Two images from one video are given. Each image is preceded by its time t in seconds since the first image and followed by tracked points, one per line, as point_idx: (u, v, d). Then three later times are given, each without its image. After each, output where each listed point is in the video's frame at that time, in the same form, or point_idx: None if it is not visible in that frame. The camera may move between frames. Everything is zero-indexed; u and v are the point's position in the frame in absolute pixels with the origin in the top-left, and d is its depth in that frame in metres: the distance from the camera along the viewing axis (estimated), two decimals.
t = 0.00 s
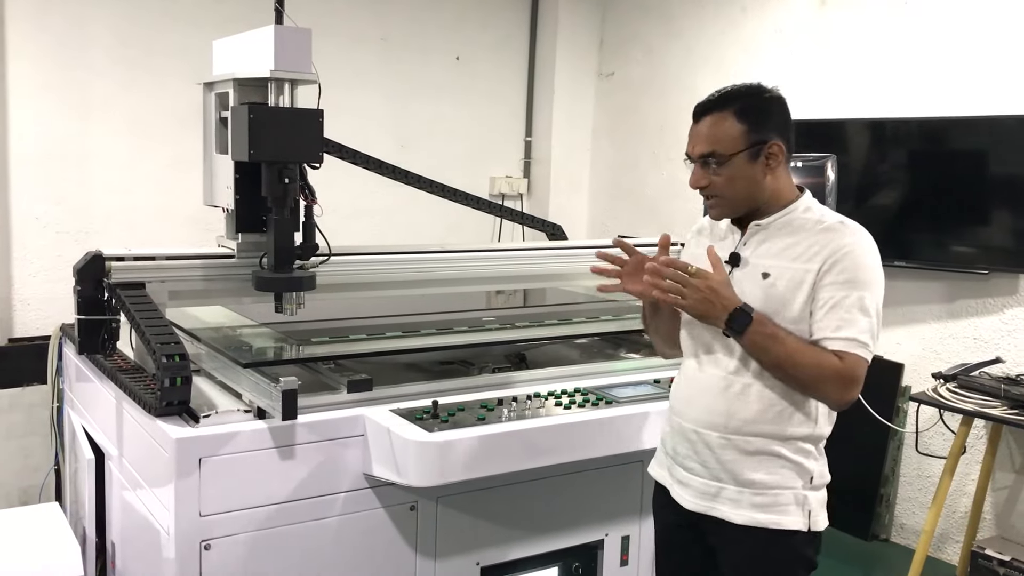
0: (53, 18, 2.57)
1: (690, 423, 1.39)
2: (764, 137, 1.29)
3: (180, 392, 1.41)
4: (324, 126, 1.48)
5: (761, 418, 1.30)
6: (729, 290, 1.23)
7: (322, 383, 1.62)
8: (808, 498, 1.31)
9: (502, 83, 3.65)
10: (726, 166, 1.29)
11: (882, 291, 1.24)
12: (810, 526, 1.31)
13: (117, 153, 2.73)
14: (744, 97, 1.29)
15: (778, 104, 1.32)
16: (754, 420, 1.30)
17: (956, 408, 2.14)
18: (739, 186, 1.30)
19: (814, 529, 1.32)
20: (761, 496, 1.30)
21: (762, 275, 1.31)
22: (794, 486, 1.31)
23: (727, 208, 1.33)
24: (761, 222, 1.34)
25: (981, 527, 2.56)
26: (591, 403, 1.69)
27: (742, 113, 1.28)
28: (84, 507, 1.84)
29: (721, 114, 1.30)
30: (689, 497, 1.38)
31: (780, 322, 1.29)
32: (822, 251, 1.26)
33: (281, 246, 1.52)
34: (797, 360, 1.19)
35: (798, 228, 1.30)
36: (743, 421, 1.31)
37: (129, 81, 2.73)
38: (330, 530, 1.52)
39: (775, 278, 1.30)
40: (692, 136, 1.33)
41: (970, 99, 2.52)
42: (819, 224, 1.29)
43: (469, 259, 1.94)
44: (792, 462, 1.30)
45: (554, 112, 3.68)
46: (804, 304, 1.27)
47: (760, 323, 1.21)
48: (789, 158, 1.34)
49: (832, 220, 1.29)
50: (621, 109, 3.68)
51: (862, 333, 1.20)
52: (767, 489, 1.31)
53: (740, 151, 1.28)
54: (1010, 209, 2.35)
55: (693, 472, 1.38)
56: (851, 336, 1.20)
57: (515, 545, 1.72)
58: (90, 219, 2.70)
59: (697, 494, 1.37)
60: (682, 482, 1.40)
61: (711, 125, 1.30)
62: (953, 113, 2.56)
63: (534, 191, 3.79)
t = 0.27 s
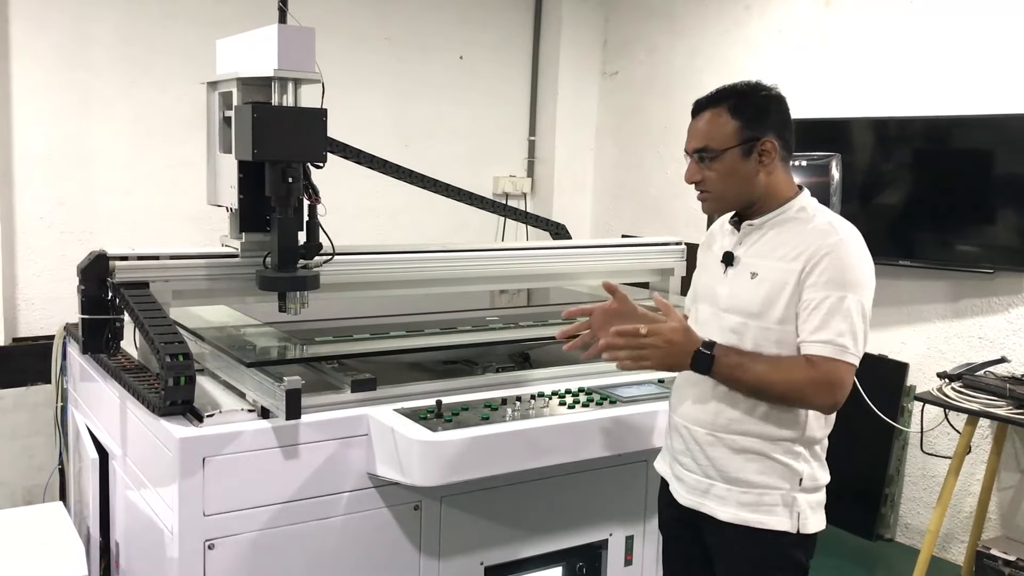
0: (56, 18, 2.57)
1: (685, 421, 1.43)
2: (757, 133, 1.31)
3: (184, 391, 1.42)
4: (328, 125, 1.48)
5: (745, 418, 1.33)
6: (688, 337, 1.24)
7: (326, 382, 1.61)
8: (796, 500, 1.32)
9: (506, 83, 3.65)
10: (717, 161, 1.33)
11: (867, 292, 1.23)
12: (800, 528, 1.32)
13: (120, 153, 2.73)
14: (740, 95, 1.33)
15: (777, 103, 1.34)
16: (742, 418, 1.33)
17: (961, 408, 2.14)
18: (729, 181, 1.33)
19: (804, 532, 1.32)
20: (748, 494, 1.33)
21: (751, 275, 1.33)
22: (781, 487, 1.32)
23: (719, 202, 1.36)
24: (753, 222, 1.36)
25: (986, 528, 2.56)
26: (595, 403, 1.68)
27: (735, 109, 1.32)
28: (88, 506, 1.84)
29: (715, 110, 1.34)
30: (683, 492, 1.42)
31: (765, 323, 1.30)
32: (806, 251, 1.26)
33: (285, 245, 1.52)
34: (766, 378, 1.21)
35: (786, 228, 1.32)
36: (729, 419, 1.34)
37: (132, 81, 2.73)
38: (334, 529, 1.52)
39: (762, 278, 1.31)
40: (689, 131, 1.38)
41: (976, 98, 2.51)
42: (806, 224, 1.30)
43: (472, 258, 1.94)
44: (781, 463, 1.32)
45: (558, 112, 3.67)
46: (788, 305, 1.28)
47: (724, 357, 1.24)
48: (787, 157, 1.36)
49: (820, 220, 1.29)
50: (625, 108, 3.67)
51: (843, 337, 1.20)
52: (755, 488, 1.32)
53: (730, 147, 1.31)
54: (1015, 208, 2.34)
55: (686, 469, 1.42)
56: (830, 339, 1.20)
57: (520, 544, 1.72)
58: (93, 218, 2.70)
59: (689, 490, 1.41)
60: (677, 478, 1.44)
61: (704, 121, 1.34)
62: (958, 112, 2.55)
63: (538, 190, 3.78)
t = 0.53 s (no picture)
0: (61, 18, 2.57)
1: (682, 419, 1.43)
2: (758, 129, 1.31)
3: (189, 391, 1.42)
4: (333, 124, 1.47)
5: (739, 416, 1.32)
6: (684, 326, 1.26)
7: (329, 382, 1.61)
8: (791, 501, 1.31)
9: (510, 83, 3.64)
10: (716, 153, 1.33)
11: (860, 292, 1.22)
12: (794, 530, 1.32)
13: (125, 153, 2.74)
14: (742, 90, 1.32)
15: (780, 100, 1.33)
16: (736, 418, 1.33)
17: (967, 408, 2.13)
18: (727, 175, 1.33)
19: (800, 534, 1.32)
20: (741, 495, 1.33)
21: (745, 272, 1.34)
22: (775, 489, 1.31)
23: (716, 195, 1.36)
24: (749, 219, 1.37)
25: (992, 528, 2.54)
26: (599, 403, 1.68)
27: (737, 104, 1.31)
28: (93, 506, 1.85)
29: (717, 104, 1.33)
30: (680, 491, 1.42)
31: (757, 320, 1.30)
32: (798, 250, 1.26)
33: (289, 245, 1.51)
34: (757, 371, 1.21)
35: (780, 227, 1.32)
36: (723, 418, 1.34)
37: (137, 81, 2.73)
38: (338, 530, 1.52)
39: (756, 276, 1.32)
40: (691, 124, 1.38)
41: (981, 97, 2.50)
42: (800, 223, 1.29)
43: (477, 258, 1.93)
44: (775, 464, 1.31)
45: (562, 112, 3.67)
46: (781, 303, 1.28)
47: (719, 348, 1.24)
48: (787, 155, 1.35)
49: (816, 219, 1.29)
50: (630, 108, 3.66)
51: (833, 336, 1.19)
52: (748, 488, 1.32)
53: (730, 140, 1.31)
54: (1021, 208, 2.33)
55: (683, 468, 1.42)
56: (821, 338, 1.19)
57: (524, 545, 1.71)
58: (98, 218, 2.71)
59: (685, 489, 1.41)
60: (675, 477, 1.45)
61: (707, 114, 1.34)
62: (963, 111, 2.54)
63: (542, 190, 3.78)
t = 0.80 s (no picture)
0: (67, 19, 2.58)
1: (680, 417, 1.43)
2: (768, 125, 1.30)
3: (193, 391, 1.41)
4: (338, 124, 1.47)
5: (737, 416, 1.32)
6: (691, 307, 1.25)
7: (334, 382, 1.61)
8: (788, 503, 1.31)
9: (515, 83, 3.64)
10: (725, 146, 1.31)
11: (857, 290, 1.21)
12: (791, 531, 1.31)
13: (131, 153, 2.74)
14: (753, 86, 1.32)
15: (788, 100, 1.33)
16: (733, 418, 1.32)
17: (974, 409, 2.12)
18: (734, 170, 1.32)
19: (796, 535, 1.31)
20: (738, 495, 1.32)
21: (743, 272, 1.33)
22: (772, 490, 1.31)
23: (721, 189, 1.35)
24: (747, 219, 1.37)
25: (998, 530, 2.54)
26: (605, 404, 1.68)
27: (749, 99, 1.31)
28: (98, 506, 1.85)
29: (728, 98, 1.33)
30: (679, 491, 1.42)
31: (754, 319, 1.30)
32: (794, 249, 1.26)
33: (294, 245, 1.51)
34: (754, 364, 1.20)
35: (777, 227, 1.31)
36: (720, 419, 1.33)
37: (142, 81, 2.74)
38: (343, 530, 1.52)
39: (753, 275, 1.31)
40: (698, 117, 1.36)
41: (988, 97, 2.49)
42: (797, 222, 1.29)
43: (483, 259, 1.93)
44: (771, 465, 1.30)
45: (567, 112, 3.67)
46: (777, 302, 1.27)
47: (720, 335, 1.23)
48: (792, 156, 1.36)
49: (813, 218, 1.28)
50: (635, 108, 3.66)
51: (829, 334, 1.18)
52: (745, 489, 1.32)
53: (740, 134, 1.30)
54: None
55: (681, 468, 1.42)
56: (818, 335, 1.18)
57: (530, 546, 1.71)
58: (103, 218, 2.71)
59: (683, 489, 1.41)
60: (674, 476, 1.44)
61: (719, 107, 1.33)
62: (968, 111, 2.53)
63: (547, 190, 3.77)
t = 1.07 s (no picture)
0: (72, 19, 2.58)
1: (679, 419, 1.42)
2: (781, 125, 1.31)
3: (198, 391, 1.41)
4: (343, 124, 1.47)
5: (738, 417, 1.31)
6: (694, 326, 1.24)
7: (339, 383, 1.61)
8: (789, 502, 1.30)
9: (519, 83, 3.64)
10: (739, 140, 1.31)
11: (866, 290, 1.21)
12: (793, 531, 1.30)
13: (135, 153, 2.74)
14: (767, 86, 1.33)
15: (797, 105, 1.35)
16: (735, 418, 1.32)
17: (980, 411, 2.11)
18: (745, 165, 1.31)
19: (797, 535, 1.30)
20: (739, 495, 1.31)
21: (747, 273, 1.32)
22: (774, 489, 1.30)
23: (729, 184, 1.33)
24: (750, 220, 1.36)
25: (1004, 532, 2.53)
26: (610, 404, 1.67)
27: (764, 97, 1.31)
28: (102, 506, 1.85)
29: (743, 94, 1.32)
30: (677, 492, 1.41)
31: (760, 321, 1.29)
32: (801, 250, 1.25)
33: (299, 245, 1.51)
34: (765, 372, 1.20)
35: (781, 228, 1.30)
36: (722, 419, 1.33)
37: (147, 82, 2.74)
38: (347, 531, 1.51)
39: (758, 276, 1.30)
40: (709, 110, 1.35)
41: (995, 97, 2.47)
42: (802, 222, 1.28)
43: (487, 259, 1.93)
44: (772, 464, 1.30)
45: (571, 112, 3.66)
46: (785, 303, 1.26)
47: (727, 348, 1.22)
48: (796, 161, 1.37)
49: (816, 218, 1.28)
50: (639, 108, 3.66)
51: (840, 334, 1.18)
52: (746, 489, 1.31)
53: (755, 130, 1.30)
54: None
55: (679, 469, 1.41)
56: (828, 336, 1.19)
57: (534, 547, 1.70)
58: (108, 218, 2.71)
59: (682, 490, 1.40)
60: (672, 478, 1.43)
61: (734, 101, 1.32)
62: (975, 111, 2.52)
63: (551, 190, 3.77)
